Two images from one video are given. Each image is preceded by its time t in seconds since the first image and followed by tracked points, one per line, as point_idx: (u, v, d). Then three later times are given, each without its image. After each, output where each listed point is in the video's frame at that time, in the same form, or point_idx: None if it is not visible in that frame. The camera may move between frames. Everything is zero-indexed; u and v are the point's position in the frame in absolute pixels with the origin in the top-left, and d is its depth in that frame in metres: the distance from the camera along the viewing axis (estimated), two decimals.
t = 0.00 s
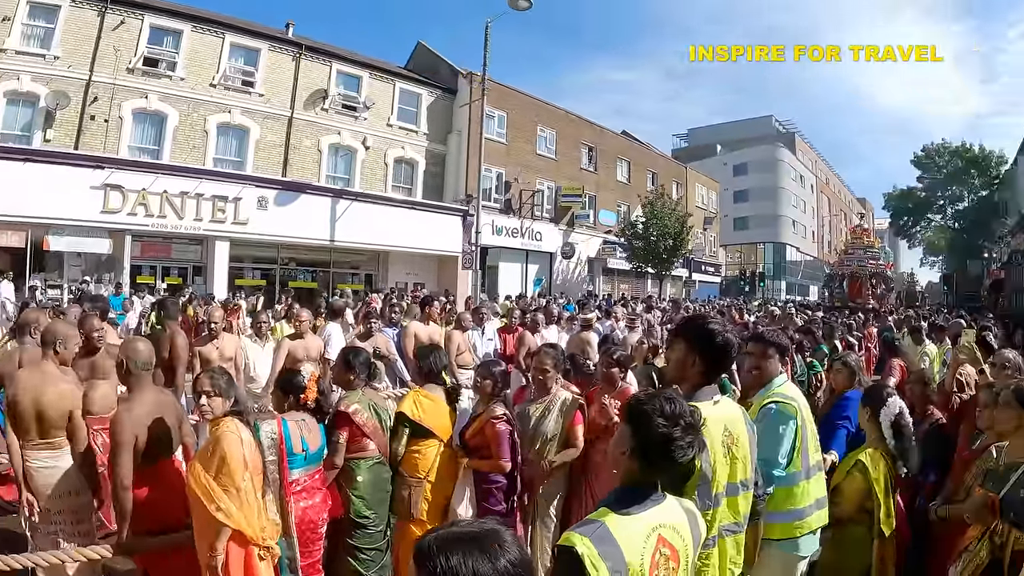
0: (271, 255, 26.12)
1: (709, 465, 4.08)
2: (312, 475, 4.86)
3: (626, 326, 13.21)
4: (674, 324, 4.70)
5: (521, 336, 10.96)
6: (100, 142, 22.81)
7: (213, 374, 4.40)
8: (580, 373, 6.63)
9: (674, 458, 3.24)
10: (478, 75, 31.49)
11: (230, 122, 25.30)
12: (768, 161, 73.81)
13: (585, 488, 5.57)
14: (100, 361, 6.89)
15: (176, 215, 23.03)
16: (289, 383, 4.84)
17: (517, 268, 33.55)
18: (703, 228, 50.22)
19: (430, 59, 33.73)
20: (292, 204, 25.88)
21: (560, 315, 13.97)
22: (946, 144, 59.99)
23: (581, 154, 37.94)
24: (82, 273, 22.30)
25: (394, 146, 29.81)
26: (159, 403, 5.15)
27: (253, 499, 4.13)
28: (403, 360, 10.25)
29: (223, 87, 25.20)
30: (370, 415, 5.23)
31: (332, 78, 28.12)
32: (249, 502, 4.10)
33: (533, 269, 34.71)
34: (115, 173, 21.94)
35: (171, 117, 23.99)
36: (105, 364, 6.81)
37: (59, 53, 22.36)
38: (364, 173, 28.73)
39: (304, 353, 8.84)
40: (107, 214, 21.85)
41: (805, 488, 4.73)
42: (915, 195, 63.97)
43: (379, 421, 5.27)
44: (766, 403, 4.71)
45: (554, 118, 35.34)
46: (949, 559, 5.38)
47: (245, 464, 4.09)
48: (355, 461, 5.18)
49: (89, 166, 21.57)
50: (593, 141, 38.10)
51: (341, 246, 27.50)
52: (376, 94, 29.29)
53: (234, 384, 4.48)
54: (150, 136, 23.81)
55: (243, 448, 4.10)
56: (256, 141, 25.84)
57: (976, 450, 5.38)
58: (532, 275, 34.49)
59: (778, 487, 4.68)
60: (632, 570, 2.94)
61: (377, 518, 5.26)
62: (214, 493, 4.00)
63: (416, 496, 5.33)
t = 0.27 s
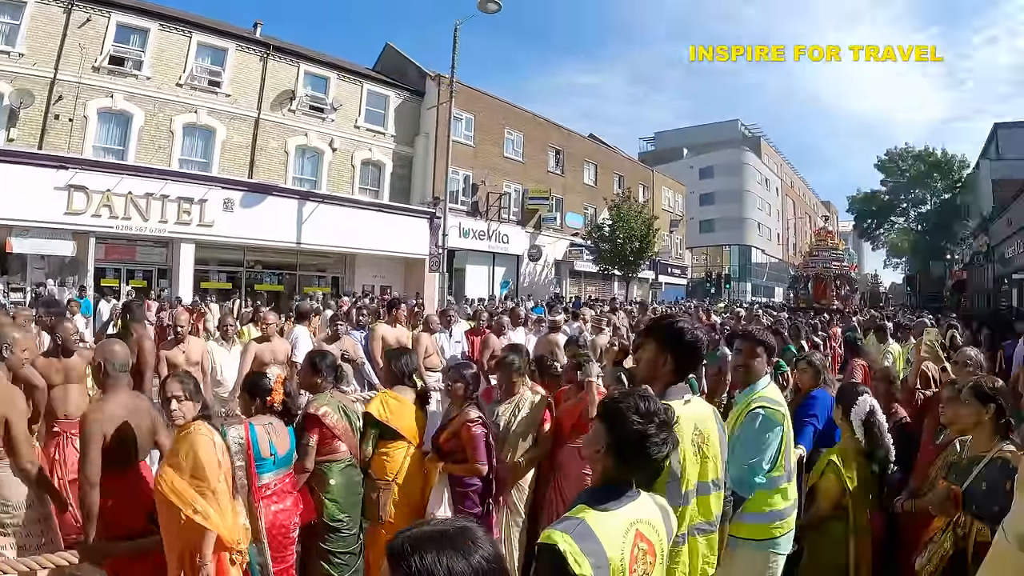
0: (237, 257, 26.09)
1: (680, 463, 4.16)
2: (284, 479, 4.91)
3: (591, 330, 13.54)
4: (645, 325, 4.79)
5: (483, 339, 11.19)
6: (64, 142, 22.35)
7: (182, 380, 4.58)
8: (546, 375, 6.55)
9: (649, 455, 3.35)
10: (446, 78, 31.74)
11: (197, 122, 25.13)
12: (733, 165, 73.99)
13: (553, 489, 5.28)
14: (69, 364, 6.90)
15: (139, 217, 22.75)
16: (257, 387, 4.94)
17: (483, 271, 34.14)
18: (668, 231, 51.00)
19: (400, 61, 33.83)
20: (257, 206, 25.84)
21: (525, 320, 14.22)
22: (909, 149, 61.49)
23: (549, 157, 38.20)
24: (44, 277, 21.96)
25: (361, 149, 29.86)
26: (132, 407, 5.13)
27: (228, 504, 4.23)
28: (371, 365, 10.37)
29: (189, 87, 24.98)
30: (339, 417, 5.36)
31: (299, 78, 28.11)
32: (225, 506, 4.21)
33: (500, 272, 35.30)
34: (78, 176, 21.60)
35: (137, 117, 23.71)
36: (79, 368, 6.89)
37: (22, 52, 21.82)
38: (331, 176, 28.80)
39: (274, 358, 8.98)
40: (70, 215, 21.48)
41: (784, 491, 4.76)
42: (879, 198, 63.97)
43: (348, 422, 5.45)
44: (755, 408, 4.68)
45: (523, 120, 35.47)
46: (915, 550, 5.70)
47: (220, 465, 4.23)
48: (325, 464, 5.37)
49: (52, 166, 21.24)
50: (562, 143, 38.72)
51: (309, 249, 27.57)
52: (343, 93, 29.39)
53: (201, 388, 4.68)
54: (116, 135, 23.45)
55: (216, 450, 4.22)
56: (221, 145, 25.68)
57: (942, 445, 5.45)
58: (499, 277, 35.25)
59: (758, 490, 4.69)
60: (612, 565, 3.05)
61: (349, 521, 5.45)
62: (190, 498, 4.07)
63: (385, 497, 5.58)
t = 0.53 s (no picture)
0: (275, 260, 26.46)
1: (720, 461, 4.24)
2: (329, 476, 4.97)
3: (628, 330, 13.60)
4: (686, 325, 4.73)
5: (518, 339, 11.12)
6: (102, 148, 22.85)
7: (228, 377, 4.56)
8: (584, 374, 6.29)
9: (696, 449, 3.29)
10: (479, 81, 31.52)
11: (232, 128, 25.49)
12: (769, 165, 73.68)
13: (589, 489, 5.42)
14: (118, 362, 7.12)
15: (178, 220, 23.25)
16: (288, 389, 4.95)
17: (520, 273, 33.77)
18: (703, 231, 50.83)
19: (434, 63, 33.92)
20: (294, 210, 26.06)
21: (562, 319, 14.27)
22: (947, 146, 60.74)
23: (584, 158, 38.05)
24: (85, 280, 22.47)
25: (397, 153, 30.00)
26: (178, 405, 5.15)
27: (271, 501, 4.31)
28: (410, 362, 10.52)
29: (226, 93, 25.39)
30: (381, 414, 5.29)
31: (334, 83, 28.30)
32: (269, 503, 4.31)
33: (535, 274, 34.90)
34: (118, 181, 22.06)
35: (175, 123, 24.17)
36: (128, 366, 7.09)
37: (61, 60, 22.46)
38: (367, 180, 28.99)
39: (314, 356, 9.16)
40: (111, 219, 21.96)
41: (834, 499, 4.64)
42: (914, 197, 63.94)
43: (391, 420, 5.39)
44: (805, 411, 4.58)
45: (557, 122, 35.42)
46: (950, 552, 5.57)
47: (266, 462, 4.30)
48: (369, 461, 5.27)
49: (93, 173, 21.73)
50: (596, 145, 38.57)
51: (344, 251, 27.80)
52: (379, 96, 29.55)
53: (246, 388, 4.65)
54: (154, 140, 23.95)
55: (262, 448, 4.30)
56: (258, 148, 25.98)
57: (977, 447, 5.37)
58: (536, 279, 34.81)
59: (805, 498, 4.60)
60: (660, 558, 3.00)
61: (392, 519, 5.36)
62: (235, 494, 4.18)
63: (424, 494, 5.51)
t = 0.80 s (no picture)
0: (371, 263, 26.64)
1: (823, 462, 4.27)
2: (436, 472, 4.99)
3: (725, 332, 13.36)
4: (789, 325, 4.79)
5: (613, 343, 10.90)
6: (201, 156, 23.76)
7: (340, 374, 4.74)
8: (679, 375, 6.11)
9: (804, 451, 3.31)
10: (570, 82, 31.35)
11: (328, 136, 25.93)
12: (864, 161, 71.62)
13: (685, 491, 5.53)
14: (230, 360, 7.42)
15: (278, 225, 23.83)
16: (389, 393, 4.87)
17: (615, 275, 33.22)
18: (801, 232, 49.15)
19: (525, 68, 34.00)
20: (389, 214, 26.17)
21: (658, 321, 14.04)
22: None
23: (676, 158, 37.20)
24: (188, 281, 23.16)
25: (491, 155, 29.87)
26: (291, 402, 5.17)
27: (372, 496, 4.25)
28: (506, 363, 10.62)
29: (322, 103, 25.89)
30: (485, 412, 5.37)
31: (426, 90, 28.36)
32: (367, 497, 4.23)
33: (630, 276, 34.12)
34: (219, 190, 22.94)
35: (272, 133, 24.83)
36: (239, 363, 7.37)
37: (161, 76, 23.57)
38: (460, 182, 28.85)
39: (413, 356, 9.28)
40: (213, 225, 22.88)
41: (947, 505, 4.36)
42: (1018, 190, 60.49)
43: (494, 419, 5.43)
44: (922, 415, 4.31)
45: (649, 123, 34.90)
46: None
47: (368, 458, 4.26)
48: (472, 456, 5.35)
49: (196, 181, 22.73)
50: (688, 145, 37.74)
51: (439, 254, 27.82)
52: (471, 100, 29.47)
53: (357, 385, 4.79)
54: (253, 149, 24.70)
55: (366, 444, 4.26)
56: (353, 156, 26.30)
57: None
58: (629, 281, 33.99)
59: (921, 503, 4.32)
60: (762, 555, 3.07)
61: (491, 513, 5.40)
62: (336, 487, 4.15)
63: (526, 491, 5.44)
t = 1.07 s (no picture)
0: (472, 266, 27.05)
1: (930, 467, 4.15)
2: (544, 473, 4.99)
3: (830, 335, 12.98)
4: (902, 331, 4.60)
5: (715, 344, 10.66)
6: (305, 160, 24.60)
7: (453, 371, 4.65)
8: (792, 379, 5.79)
9: (922, 455, 3.11)
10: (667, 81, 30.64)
11: (428, 140, 26.33)
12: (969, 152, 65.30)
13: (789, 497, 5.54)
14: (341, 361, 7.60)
15: (381, 229, 24.79)
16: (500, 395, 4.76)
17: (715, 276, 32.89)
18: (906, 230, 46.90)
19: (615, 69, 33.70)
20: (489, 217, 26.62)
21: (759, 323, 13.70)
22: None
23: (775, 155, 36.11)
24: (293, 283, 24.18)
25: (589, 157, 29.60)
26: (404, 400, 5.09)
27: (472, 492, 4.34)
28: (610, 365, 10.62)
29: (421, 110, 26.27)
30: (596, 416, 5.26)
31: (522, 93, 28.28)
32: (466, 494, 4.32)
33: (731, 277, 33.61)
34: (321, 196, 23.99)
35: (374, 140, 25.39)
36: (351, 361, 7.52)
37: (263, 88, 24.49)
38: (561, 185, 28.79)
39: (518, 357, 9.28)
40: (317, 228, 24.00)
41: None
42: None
43: (604, 421, 5.31)
44: None
45: (744, 121, 34.09)
46: None
47: (470, 457, 4.32)
48: (580, 458, 5.24)
49: (299, 187, 23.80)
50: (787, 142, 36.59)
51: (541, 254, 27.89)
52: (568, 103, 29.27)
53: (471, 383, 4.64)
54: (356, 156, 25.37)
55: (470, 443, 4.33)
56: (453, 160, 26.70)
57: None
58: (730, 283, 33.54)
59: None
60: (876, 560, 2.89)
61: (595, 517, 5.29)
62: (434, 484, 4.32)
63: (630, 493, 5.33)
